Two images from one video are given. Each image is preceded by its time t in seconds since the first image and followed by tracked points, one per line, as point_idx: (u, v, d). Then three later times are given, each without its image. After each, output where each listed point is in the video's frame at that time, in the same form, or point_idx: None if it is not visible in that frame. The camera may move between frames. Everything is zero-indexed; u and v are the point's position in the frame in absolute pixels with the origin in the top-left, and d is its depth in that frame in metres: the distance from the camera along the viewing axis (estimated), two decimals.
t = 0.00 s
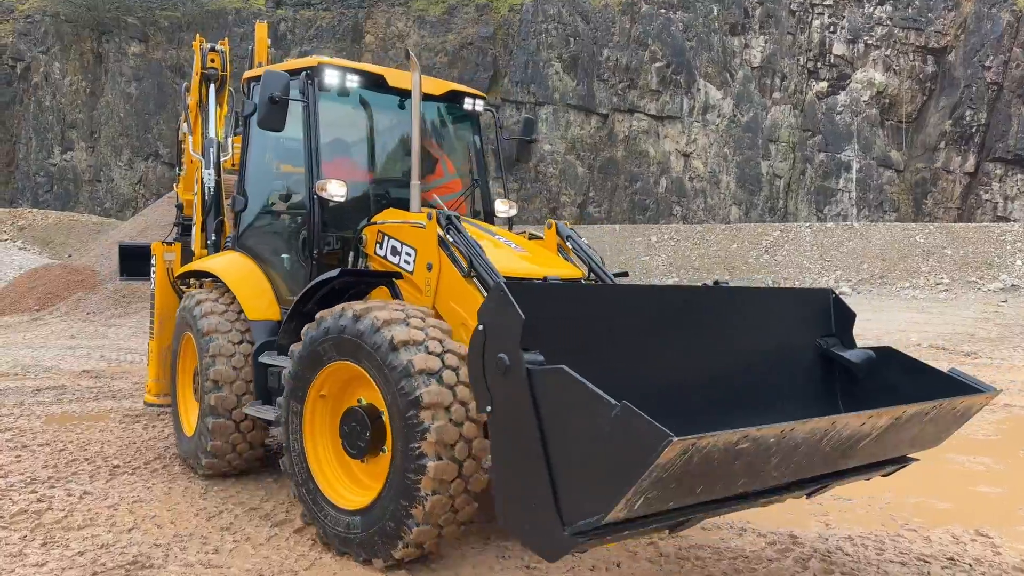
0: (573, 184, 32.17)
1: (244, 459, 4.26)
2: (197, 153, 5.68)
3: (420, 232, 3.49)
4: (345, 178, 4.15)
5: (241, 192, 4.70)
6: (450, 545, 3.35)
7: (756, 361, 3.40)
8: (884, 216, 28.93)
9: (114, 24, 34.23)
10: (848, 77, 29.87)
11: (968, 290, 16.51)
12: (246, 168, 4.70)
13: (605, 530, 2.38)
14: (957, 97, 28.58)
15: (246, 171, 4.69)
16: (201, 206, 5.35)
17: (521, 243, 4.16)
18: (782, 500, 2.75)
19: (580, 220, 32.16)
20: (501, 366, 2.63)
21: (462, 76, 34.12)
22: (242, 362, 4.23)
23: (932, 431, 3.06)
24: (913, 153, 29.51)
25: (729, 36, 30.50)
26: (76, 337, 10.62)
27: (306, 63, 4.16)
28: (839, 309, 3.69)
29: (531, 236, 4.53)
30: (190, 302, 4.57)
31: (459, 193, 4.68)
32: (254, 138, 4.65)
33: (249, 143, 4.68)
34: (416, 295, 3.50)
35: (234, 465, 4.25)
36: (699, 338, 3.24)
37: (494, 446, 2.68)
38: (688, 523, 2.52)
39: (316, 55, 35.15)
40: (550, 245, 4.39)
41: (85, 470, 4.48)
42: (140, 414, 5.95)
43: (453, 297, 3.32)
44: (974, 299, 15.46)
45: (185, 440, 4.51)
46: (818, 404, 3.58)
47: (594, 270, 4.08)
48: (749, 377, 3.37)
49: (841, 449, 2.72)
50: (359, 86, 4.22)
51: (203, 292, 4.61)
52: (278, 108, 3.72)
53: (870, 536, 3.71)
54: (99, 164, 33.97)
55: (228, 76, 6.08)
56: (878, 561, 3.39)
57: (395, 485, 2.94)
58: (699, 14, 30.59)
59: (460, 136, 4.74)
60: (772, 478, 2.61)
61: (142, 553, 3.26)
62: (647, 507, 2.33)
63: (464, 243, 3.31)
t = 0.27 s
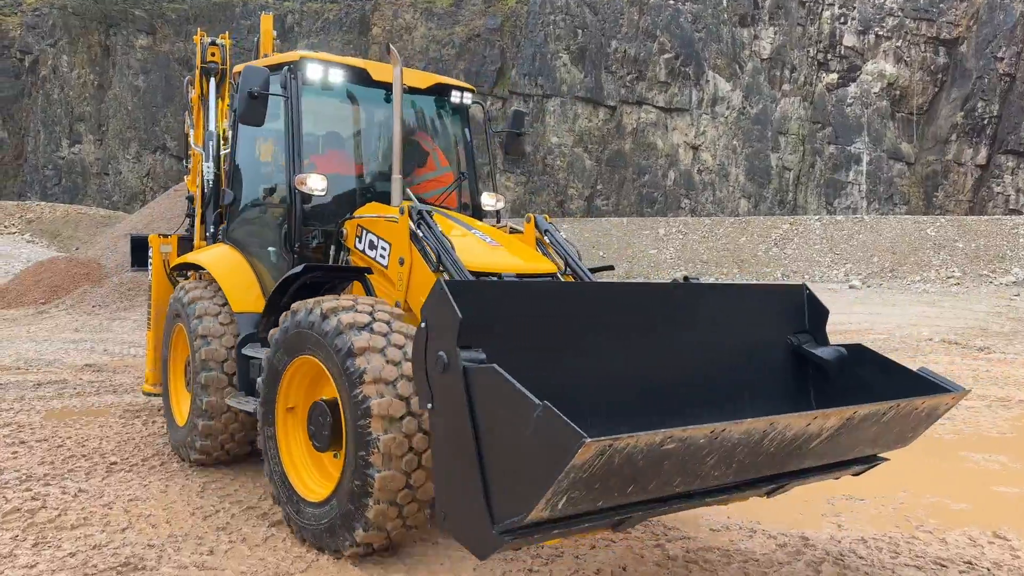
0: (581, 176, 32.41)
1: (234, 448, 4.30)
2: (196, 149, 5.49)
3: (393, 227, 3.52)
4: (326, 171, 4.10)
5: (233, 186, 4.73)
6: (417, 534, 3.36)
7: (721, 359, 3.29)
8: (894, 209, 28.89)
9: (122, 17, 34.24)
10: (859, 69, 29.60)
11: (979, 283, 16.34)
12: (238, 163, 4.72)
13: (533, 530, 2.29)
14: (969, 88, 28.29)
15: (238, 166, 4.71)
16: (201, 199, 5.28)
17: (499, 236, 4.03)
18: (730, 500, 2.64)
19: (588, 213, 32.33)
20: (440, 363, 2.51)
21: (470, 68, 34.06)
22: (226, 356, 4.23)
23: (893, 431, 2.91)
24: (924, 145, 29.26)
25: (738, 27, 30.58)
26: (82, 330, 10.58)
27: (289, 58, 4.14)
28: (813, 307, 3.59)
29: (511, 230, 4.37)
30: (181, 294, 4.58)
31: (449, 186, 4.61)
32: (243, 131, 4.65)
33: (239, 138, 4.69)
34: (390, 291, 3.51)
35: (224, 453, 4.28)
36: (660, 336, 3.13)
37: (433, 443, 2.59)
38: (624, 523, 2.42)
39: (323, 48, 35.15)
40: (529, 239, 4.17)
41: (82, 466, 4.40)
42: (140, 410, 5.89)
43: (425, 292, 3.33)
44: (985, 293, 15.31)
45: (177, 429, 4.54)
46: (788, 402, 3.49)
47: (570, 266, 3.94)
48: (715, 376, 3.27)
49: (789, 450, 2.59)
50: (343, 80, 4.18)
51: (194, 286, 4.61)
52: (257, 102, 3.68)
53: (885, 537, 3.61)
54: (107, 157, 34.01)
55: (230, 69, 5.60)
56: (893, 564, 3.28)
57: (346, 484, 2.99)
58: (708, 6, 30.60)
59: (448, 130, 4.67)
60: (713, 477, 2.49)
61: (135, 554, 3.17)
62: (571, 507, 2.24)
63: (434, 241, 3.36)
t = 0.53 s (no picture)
0: (588, 169, 32.30)
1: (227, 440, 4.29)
2: (191, 145, 5.33)
3: (373, 222, 3.53)
4: (310, 167, 4.06)
5: (222, 181, 4.71)
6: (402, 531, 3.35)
7: (691, 351, 3.31)
8: (904, 202, 28.99)
9: (129, 10, 34.22)
10: (870, 61, 29.66)
11: (991, 277, 16.16)
12: (226, 159, 4.69)
13: (489, 526, 2.28)
14: (981, 80, 28.43)
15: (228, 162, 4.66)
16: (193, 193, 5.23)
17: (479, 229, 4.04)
18: (693, 493, 2.65)
19: (596, 207, 32.33)
20: (400, 360, 2.51)
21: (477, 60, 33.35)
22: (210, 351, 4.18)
23: (863, 424, 2.86)
24: (934, 138, 29.48)
25: (748, 20, 31.06)
26: (84, 325, 10.51)
27: (273, 53, 4.10)
28: (789, 298, 3.57)
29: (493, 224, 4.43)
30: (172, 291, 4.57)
31: (437, 179, 4.56)
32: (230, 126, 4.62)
33: (227, 133, 4.66)
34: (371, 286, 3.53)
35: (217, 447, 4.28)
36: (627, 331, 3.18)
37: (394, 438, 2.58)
38: (584, 518, 2.42)
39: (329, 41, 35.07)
40: (510, 233, 4.28)
41: (77, 466, 4.31)
42: (139, 407, 5.80)
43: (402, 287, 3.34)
44: (998, 287, 15.15)
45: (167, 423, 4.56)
46: (764, 396, 3.49)
47: (550, 259, 4.00)
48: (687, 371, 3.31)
49: (749, 446, 2.58)
50: (327, 75, 4.14)
51: (185, 282, 4.58)
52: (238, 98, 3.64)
53: (900, 542, 3.49)
54: (115, 150, 33.99)
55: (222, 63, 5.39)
56: (909, 572, 3.16)
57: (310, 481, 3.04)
58: None
59: (436, 122, 4.61)
60: (673, 470, 2.48)
61: (126, 559, 3.08)
62: (523, 503, 2.25)
63: (410, 235, 3.36)
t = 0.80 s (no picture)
0: (597, 163, 32.19)
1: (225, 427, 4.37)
2: (180, 137, 5.22)
3: (356, 217, 3.58)
4: (297, 161, 4.05)
5: (210, 176, 4.67)
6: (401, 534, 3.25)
7: (667, 342, 3.34)
8: (916, 195, 29.59)
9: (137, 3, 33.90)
10: (881, 53, 30.24)
11: (1004, 272, 15.98)
12: (214, 154, 4.65)
13: (460, 519, 2.29)
14: (994, 72, 28.76)
15: (217, 158, 4.62)
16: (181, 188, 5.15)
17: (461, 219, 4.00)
18: (670, 483, 2.67)
19: (604, 200, 32.25)
20: (374, 356, 2.51)
21: (485, 53, 33.79)
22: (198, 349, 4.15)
23: (838, 413, 2.90)
24: (947, 130, 29.97)
25: (759, 12, 30.91)
26: (88, 319, 10.47)
27: (257, 48, 4.08)
28: (769, 287, 3.59)
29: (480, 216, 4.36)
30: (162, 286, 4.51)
31: (425, 172, 4.54)
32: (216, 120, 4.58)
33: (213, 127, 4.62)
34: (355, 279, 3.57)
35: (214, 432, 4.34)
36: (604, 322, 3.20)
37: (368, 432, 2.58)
38: (556, 509, 2.43)
39: (337, 34, 35.11)
40: (496, 225, 4.21)
41: (74, 464, 4.24)
42: (139, 403, 5.73)
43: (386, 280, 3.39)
44: (1010, 279, 15.12)
45: (163, 420, 4.57)
46: (742, 385, 3.52)
47: (534, 251, 3.94)
48: (663, 361, 3.33)
49: (721, 437, 2.61)
50: (312, 69, 4.14)
51: (176, 276, 4.53)
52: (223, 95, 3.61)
53: (915, 546, 3.39)
54: (124, 144, 34.01)
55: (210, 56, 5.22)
56: None
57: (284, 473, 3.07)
58: None
59: (424, 116, 4.58)
60: (644, 461, 2.51)
61: (118, 561, 3.00)
62: (493, 495, 2.27)
63: (392, 230, 3.40)
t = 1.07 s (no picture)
0: (609, 156, 32.06)
1: (225, 417, 4.41)
2: (178, 130, 5.21)
3: (347, 211, 3.60)
4: (292, 155, 4.05)
5: (206, 170, 4.67)
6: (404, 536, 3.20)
7: (651, 333, 3.35)
8: (932, 188, 29.60)
9: None
10: (898, 44, 29.91)
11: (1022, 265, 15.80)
12: (211, 148, 4.64)
13: (446, 507, 2.38)
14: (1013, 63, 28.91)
15: (214, 151, 4.61)
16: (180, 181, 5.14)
17: (452, 212, 3.94)
18: (655, 472, 2.73)
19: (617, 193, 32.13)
20: (362, 349, 2.55)
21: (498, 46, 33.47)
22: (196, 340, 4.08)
23: (819, 404, 2.93)
24: (964, 122, 30.00)
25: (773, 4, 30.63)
26: (100, 312, 10.50)
27: (251, 43, 4.07)
28: (756, 282, 3.59)
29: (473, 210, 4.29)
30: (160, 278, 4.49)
31: (419, 166, 4.50)
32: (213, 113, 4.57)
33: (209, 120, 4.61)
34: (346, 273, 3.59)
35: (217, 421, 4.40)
36: (587, 314, 3.22)
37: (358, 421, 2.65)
38: (540, 497, 2.53)
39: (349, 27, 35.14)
40: (488, 219, 4.14)
41: (79, 458, 4.22)
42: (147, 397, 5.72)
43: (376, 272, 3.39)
44: None
45: (162, 410, 4.62)
46: (729, 376, 3.53)
47: (526, 246, 3.87)
48: (648, 352, 3.35)
49: (702, 427, 2.65)
50: (305, 64, 4.12)
51: (173, 266, 4.51)
52: (216, 89, 3.61)
53: (929, 547, 3.31)
54: (138, 138, 34.12)
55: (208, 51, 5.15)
56: None
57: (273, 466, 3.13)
58: None
59: (417, 109, 4.53)
60: (626, 451, 2.57)
61: (118, 558, 2.97)
62: (479, 484, 2.36)
63: (384, 223, 3.39)
